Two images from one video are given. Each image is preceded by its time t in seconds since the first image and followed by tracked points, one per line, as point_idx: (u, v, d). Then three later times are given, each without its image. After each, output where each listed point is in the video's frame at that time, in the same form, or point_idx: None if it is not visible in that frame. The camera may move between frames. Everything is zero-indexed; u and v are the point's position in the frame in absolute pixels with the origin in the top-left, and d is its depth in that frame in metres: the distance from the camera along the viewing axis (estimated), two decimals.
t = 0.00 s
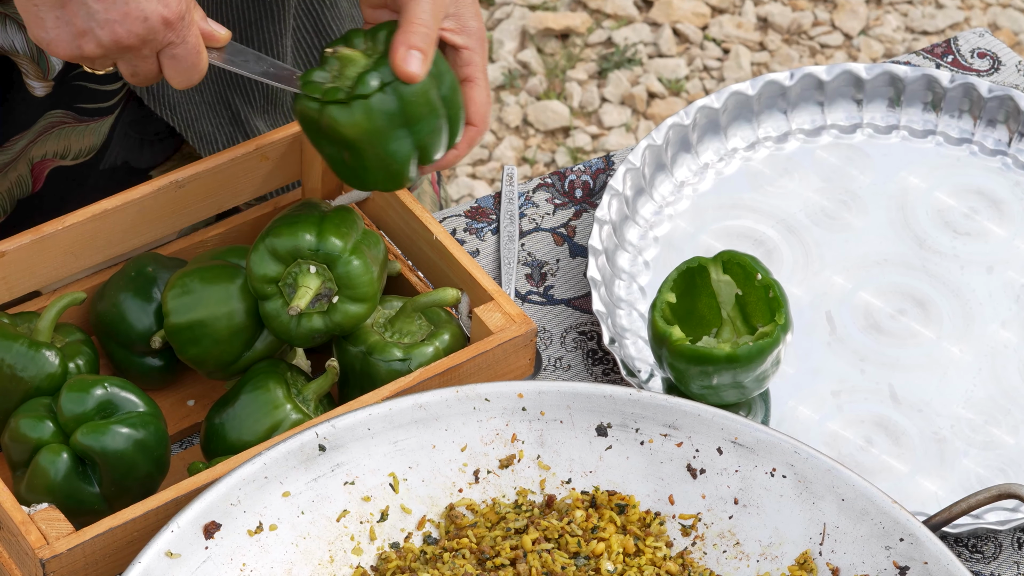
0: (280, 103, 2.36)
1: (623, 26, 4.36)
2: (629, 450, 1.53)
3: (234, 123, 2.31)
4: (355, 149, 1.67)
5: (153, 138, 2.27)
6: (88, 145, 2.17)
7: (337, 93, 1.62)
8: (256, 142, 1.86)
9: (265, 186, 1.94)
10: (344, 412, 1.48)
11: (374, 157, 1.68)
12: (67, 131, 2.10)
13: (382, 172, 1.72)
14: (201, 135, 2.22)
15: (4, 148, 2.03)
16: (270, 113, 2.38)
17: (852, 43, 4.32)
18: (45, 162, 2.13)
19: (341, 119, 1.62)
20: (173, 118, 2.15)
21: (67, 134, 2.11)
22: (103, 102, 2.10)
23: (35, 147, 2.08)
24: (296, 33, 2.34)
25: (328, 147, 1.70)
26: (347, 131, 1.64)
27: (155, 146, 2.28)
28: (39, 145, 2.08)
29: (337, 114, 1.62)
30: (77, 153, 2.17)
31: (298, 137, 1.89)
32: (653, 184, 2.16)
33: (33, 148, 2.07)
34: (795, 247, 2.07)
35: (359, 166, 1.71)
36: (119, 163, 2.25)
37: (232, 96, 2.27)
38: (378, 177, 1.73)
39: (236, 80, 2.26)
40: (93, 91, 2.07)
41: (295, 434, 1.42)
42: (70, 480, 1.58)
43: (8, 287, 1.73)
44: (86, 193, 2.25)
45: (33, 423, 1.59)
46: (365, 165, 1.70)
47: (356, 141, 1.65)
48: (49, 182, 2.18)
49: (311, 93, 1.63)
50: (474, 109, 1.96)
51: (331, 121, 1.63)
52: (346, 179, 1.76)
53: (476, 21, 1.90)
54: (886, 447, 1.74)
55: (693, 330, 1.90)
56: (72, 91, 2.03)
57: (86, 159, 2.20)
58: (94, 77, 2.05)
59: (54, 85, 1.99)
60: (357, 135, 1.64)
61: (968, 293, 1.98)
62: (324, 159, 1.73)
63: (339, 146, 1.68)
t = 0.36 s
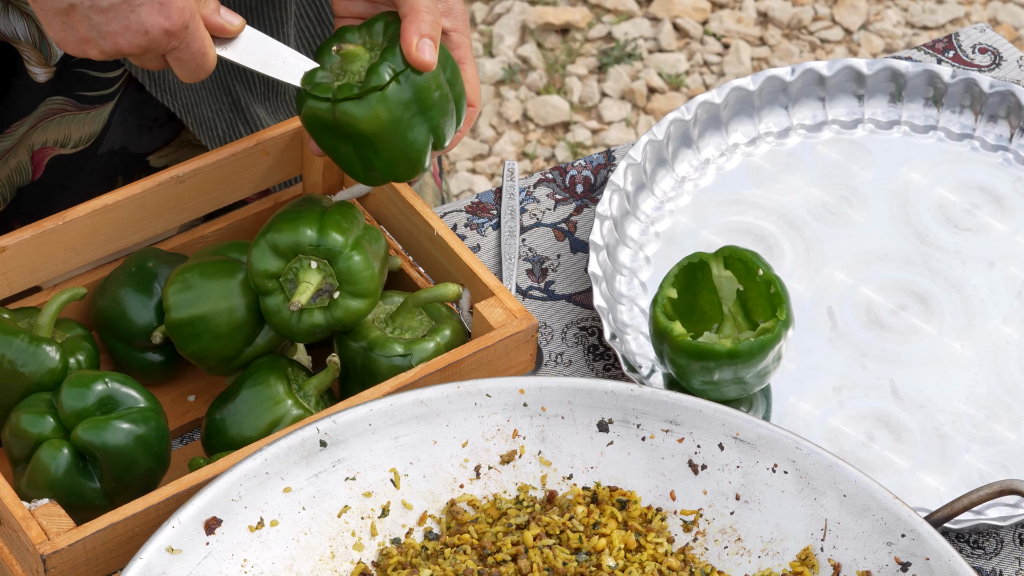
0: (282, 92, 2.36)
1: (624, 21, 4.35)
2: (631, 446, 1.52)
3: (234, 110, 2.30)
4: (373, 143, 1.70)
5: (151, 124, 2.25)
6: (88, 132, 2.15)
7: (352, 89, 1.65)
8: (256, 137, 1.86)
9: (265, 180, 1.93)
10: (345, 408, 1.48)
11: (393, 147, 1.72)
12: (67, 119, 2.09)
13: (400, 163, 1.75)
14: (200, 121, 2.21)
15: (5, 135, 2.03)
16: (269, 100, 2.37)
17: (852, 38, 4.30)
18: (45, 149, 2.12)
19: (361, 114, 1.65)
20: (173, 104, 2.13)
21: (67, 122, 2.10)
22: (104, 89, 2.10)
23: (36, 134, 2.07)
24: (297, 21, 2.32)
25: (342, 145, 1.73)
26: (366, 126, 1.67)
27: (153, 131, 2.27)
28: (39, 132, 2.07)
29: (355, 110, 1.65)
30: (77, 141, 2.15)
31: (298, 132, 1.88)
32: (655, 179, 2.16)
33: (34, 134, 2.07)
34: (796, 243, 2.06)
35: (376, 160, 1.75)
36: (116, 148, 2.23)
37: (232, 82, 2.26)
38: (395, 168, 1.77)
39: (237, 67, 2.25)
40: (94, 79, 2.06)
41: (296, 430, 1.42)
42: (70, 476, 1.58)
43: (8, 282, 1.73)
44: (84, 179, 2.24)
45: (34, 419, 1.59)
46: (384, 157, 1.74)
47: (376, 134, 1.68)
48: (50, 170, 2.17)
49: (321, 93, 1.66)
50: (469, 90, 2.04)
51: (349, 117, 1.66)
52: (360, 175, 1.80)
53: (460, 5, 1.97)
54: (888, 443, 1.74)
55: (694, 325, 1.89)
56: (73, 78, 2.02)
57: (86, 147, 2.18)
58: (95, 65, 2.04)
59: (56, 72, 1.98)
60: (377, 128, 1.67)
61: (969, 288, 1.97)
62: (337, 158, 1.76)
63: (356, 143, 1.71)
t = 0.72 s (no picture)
0: (285, 85, 2.34)
1: (624, 14, 4.34)
2: (631, 438, 1.52)
3: (239, 104, 2.28)
4: (397, 139, 1.70)
5: (160, 127, 2.24)
6: (88, 128, 2.14)
7: (368, 88, 1.66)
8: (257, 129, 1.86)
9: (265, 173, 1.93)
10: (346, 400, 1.48)
11: (417, 141, 1.72)
12: (69, 113, 2.09)
13: (423, 155, 1.76)
14: (204, 117, 2.20)
15: (5, 127, 2.02)
16: (274, 95, 2.35)
17: (852, 31, 4.30)
18: (46, 144, 2.12)
19: (382, 111, 1.65)
20: (177, 100, 2.12)
21: (69, 116, 2.09)
22: (105, 84, 2.08)
23: (38, 127, 2.07)
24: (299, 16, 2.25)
25: (365, 145, 1.73)
26: (388, 123, 1.67)
27: (163, 134, 2.25)
28: (40, 125, 2.06)
29: (376, 109, 1.65)
30: (78, 137, 2.14)
31: (300, 124, 1.88)
32: (655, 172, 2.16)
33: (34, 128, 2.06)
34: (796, 236, 2.06)
35: (401, 155, 1.75)
36: (123, 149, 2.22)
37: (236, 77, 2.24)
38: (419, 161, 1.77)
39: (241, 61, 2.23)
40: (95, 72, 2.05)
41: (296, 422, 1.42)
42: (71, 467, 1.58)
43: (8, 274, 1.72)
44: (88, 177, 2.23)
45: (35, 410, 1.59)
46: (408, 152, 1.74)
47: (399, 130, 1.69)
48: (51, 165, 2.17)
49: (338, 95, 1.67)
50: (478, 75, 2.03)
51: (371, 116, 1.66)
52: (385, 172, 1.79)
53: None
54: (888, 436, 1.74)
55: (694, 317, 1.90)
56: (74, 72, 2.02)
57: (88, 142, 2.17)
58: (97, 58, 2.04)
59: (56, 63, 1.98)
60: (399, 124, 1.67)
61: (970, 282, 1.97)
62: (359, 157, 1.76)
63: (379, 141, 1.72)
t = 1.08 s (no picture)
0: (289, 77, 2.31)
1: (623, 7, 4.34)
2: (631, 428, 1.53)
3: (244, 96, 2.27)
4: (397, 127, 1.70)
5: (161, 114, 2.24)
6: (91, 116, 2.14)
7: (366, 75, 1.65)
8: (258, 121, 1.85)
9: (266, 164, 1.93)
10: (346, 390, 1.48)
11: (416, 129, 1.72)
12: (71, 101, 2.08)
13: (423, 143, 1.75)
14: (208, 108, 2.19)
15: (9, 116, 2.03)
16: (280, 87, 2.33)
17: (852, 24, 4.29)
18: (49, 132, 2.11)
19: (381, 100, 1.65)
20: (180, 89, 2.13)
21: (71, 104, 2.09)
22: (108, 72, 2.08)
23: (40, 116, 2.07)
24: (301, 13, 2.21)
25: (364, 135, 1.72)
26: (386, 111, 1.67)
27: (163, 121, 2.25)
28: (43, 114, 2.06)
29: (374, 97, 1.65)
30: (81, 125, 2.14)
31: (301, 115, 1.88)
32: (654, 163, 2.16)
33: (36, 117, 2.06)
34: (796, 227, 2.06)
35: (401, 143, 1.74)
36: (123, 135, 2.21)
37: (240, 69, 2.23)
38: (419, 149, 1.76)
39: (245, 52, 2.22)
40: (98, 60, 2.05)
41: (298, 412, 1.42)
42: (73, 458, 1.58)
43: (9, 264, 1.72)
44: (90, 164, 2.23)
45: (37, 400, 1.59)
46: (409, 139, 1.73)
47: (398, 118, 1.68)
48: (54, 153, 2.17)
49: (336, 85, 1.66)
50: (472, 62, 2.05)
51: (370, 105, 1.66)
52: (385, 162, 1.79)
53: None
54: (887, 426, 1.74)
55: (694, 308, 1.90)
56: (77, 60, 2.02)
57: (91, 131, 2.17)
58: (100, 46, 2.04)
59: (60, 53, 1.98)
60: (398, 111, 1.67)
61: (969, 273, 1.98)
62: (358, 148, 1.76)
63: (380, 129, 1.71)
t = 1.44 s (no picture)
0: (287, 70, 2.31)
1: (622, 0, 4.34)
2: (631, 420, 1.53)
3: (240, 87, 2.28)
4: (388, 122, 1.71)
5: (152, 97, 2.22)
6: (91, 105, 2.14)
7: (360, 69, 1.65)
8: (258, 112, 1.85)
9: (266, 156, 1.93)
10: (346, 382, 1.48)
11: (408, 123, 1.72)
12: (70, 92, 2.08)
13: (414, 139, 1.76)
14: (206, 98, 2.20)
15: (8, 109, 2.02)
16: (277, 79, 2.33)
17: (852, 17, 4.28)
18: (48, 124, 2.11)
19: (373, 95, 1.65)
20: (178, 80, 2.12)
21: (70, 95, 2.09)
22: (108, 61, 2.08)
23: (39, 107, 2.06)
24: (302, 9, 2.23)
25: (355, 131, 1.73)
26: (379, 106, 1.67)
27: (155, 104, 2.24)
28: (42, 105, 2.06)
29: (366, 93, 1.65)
30: (81, 115, 2.14)
31: (300, 108, 1.88)
32: (654, 155, 2.15)
33: (36, 109, 2.05)
34: (796, 220, 2.06)
35: (391, 141, 1.75)
36: (119, 121, 2.21)
37: (240, 61, 2.24)
38: (410, 144, 1.77)
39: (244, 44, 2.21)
40: (98, 50, 2.05)
41: (298, 404, 1.42)
42: (73, 450, 1.58)
43: (9, 256, 1.72)
44: (88, 152, 2.23)
45: (37, 392, 1.59)
46: (400, 134, 1.74)
47: (390, 113, 1.69)
48: (54, 143, 2.16)
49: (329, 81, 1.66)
50: (491, 53, 1.97)
51: (363, 100, 1.66)
52: (375, 158, 1.80)
53: None
54: (887, 418, 1.75)
55: (693, 301, 1.90)
56: (76, 51, 2.01)
57: (90, 120, 2.17)
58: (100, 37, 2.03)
59: (59, 44, 1.97)
60: (390, 105, 1.68)
61: (969, 265, 1.98)
62: (348, 144, 1.76)
63: (371, 125, 1.71)
